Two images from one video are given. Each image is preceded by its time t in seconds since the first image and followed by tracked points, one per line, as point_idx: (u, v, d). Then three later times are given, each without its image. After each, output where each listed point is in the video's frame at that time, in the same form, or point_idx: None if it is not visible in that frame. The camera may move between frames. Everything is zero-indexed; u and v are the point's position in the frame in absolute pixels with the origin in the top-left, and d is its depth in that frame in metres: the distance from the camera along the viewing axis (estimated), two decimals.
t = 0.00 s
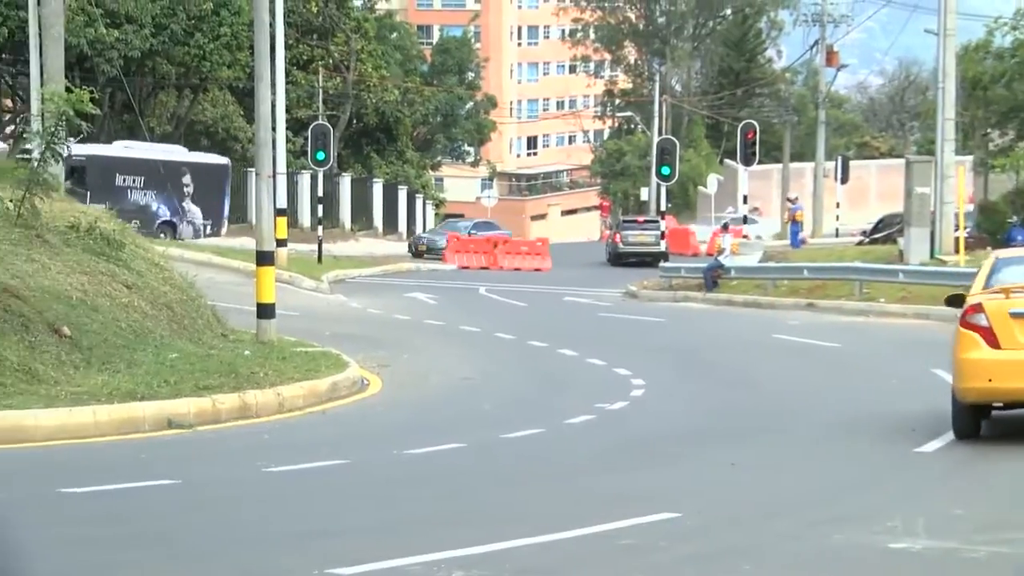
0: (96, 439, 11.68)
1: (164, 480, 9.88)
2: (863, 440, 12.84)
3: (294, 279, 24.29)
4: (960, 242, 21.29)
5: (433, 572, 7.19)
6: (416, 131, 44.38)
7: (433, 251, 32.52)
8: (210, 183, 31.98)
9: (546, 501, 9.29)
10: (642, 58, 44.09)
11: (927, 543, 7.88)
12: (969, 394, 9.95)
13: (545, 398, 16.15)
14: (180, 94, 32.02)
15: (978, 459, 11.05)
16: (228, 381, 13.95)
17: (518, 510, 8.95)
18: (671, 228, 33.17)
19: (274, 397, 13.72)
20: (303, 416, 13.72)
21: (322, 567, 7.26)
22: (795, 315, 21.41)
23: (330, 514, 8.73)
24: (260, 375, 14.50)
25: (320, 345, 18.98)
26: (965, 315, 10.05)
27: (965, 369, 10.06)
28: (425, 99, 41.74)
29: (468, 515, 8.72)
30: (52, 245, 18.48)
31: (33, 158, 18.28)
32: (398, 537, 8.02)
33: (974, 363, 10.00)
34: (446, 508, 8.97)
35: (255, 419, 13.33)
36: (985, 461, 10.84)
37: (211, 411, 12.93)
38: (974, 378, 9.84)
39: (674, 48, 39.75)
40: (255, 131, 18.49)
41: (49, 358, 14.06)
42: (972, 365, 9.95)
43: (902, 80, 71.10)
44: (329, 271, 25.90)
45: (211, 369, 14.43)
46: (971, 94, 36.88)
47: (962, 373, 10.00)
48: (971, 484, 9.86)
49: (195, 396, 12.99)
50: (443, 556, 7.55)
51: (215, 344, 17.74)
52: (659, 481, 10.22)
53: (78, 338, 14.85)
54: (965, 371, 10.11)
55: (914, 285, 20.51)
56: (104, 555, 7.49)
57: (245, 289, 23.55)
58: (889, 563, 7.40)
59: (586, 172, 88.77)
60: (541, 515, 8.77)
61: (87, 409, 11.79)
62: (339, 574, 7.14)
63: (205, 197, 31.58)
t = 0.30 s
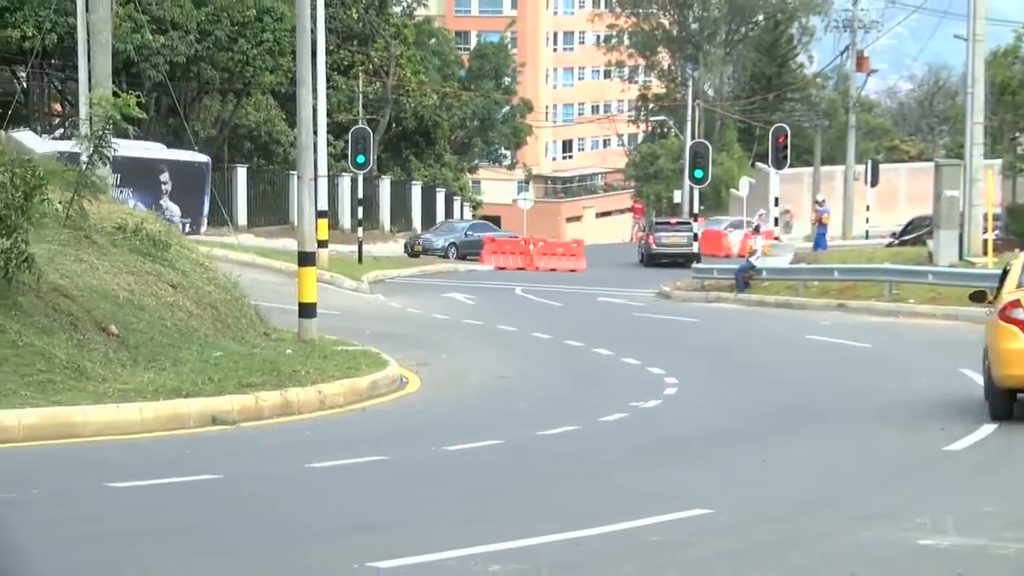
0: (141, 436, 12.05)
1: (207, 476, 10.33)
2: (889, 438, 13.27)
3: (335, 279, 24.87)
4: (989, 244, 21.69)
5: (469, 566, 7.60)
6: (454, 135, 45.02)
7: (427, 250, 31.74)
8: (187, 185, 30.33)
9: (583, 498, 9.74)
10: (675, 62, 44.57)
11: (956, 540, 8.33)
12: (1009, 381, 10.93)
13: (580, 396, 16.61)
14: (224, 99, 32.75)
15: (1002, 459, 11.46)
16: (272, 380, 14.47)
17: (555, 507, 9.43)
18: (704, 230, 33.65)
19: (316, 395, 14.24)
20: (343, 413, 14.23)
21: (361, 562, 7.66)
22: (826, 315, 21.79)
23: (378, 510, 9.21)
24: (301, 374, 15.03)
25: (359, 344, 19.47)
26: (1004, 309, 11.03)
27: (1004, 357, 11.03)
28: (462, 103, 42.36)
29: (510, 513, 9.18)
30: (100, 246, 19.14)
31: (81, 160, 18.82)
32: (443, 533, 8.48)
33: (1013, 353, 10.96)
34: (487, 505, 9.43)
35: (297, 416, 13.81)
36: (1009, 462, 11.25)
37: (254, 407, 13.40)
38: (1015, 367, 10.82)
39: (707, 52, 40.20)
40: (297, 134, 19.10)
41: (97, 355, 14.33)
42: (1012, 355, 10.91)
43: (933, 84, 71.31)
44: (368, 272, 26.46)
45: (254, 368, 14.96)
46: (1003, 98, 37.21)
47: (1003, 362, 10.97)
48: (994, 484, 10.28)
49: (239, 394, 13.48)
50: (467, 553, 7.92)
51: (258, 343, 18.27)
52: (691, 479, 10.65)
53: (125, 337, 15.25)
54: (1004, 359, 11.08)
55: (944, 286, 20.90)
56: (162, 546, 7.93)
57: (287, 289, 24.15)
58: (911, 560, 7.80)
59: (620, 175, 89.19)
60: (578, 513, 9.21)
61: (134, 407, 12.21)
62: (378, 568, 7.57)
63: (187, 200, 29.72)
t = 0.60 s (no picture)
0: (192, 429, 12.58)
1: (259, 470, 10.86)
2: (912, 435, 13.91)
3: (380, 279, 25.82)
4: (1015, 248, 22.33)
5: (509, 558, 7.97)
6: (494, 141, 46.02)
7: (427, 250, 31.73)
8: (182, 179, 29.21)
9: (619, 495, 10.32)
10: (710, 70, 45.41)
11: (982, 534, 8.94)
12: None
13: (620, 395, 17.30)
14: (273, 106, 33.88)
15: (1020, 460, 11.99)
16: (319, 377, 15.21)
17: (600, 501, 10.05)
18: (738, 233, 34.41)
19: (361, 391, 15.00)
20: (387, 409, 14.96)
21: (402, 553, 8.00)
22: (855, 315, 22.53)
23: (427, 503, 9.78)
24: (347, 372, 15.85)
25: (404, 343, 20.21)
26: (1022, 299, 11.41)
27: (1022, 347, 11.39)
28: (502, 110, 43.40)
29: (550, 508, 9.74)
30: (155, 248, 20.09)
31: (137, 166, 19.74)
32: (488, 524, 9.03)
33: None
34: (529, 501, 9.99)
35: (342, 412, 14.50)
36: None
37: (303, 402, 14.07)
38: None
39: (740, 61, 41.05)
40: (343, 141, 20.02)
41: (152, 353, 15.02)
42: None
43: (965, 93, 72.01)
44: (412, 274, 27.33)
45: (302, 366, 15.80)
46: None
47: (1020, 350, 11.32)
48: (1010, 484, 10.81)
49: (287, 391, 14.12)
50: (508, 545, 8.36)
51: (306, 341, 19.14)
52: (723, 477, 11.21)
53: (178, 335, 15.99)
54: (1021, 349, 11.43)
55: (970, 288, 21.52)
56: (237, 527, 8.57)
57: (334, 289, 25.07)
58: (936, 556, 8.21)
59: (654, 180, 90.15)
60: (616, 509, 9.75)
61: (188, 403, 12.76)
62: (420, 559, 7.90)
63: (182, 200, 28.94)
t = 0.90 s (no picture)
0: (240, 424, 12.53)
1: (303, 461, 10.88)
2: (930, 435, 14.36)
3: (418, 279, 26.81)
4: None
5: (547, 550, 7.94)
6: (528, 146, 47.11)
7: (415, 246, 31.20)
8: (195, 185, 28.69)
9: (644, 486, 10.71)
10: (738, 78, 46.33)
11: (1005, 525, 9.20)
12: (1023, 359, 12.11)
13: (650, 394, 18.09)
14: (317, 112, 35.08)
15: None
16: (361, 375, 16.06)
17: (635, 491, 10.37)
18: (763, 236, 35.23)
19: (400, 388, 15.87)
20: (426, 405, 15.81)
21: (439, 544, 7.99)
22: (877, 316, 23.32)
23: (460, 490, 10.14)
24: (387, 370, 16.77)
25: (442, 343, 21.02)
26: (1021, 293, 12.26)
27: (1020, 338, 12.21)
28: (535, 117, 44.54)
29: (578, 495, 10.11)
30: (204, 249, 21.06)
31: (186, 170, 20.69)
32: (517, 510, 9.39)
33: None
34: (558, 490, 10.34)
35: (382, 408, 15.30)
36: None
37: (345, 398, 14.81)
38: None
39: (767, 69, 42.05)
40: (384, 147, 20.98)
41: (200, 350, 15.81)
42: None
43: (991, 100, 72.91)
44: (450, 274, 28.24)
45: (344, 364, 16.73)
46: None
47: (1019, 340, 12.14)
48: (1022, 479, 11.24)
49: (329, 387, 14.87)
50: (542, 535, 8.36)
51: (348, 339, 20.07)
52: (744, 473, 11.59)
53: (225, 333, 16.87)
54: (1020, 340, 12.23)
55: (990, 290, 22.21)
56: (281, 513, 8.76)
57: (374, 289, 26.05)
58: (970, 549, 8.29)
59: (682, 184, 91.51)
60: (642, 498, 10.09)
61: (232, 399, 12.70)
62: (458, 550, 7.88)
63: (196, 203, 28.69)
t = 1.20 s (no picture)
0: (273, 418, 12.93)
1: (333, 455, 11.20)
2: (941, 434, 14.60)
3: (445, 279, 27.76)
4: None
5: (569, 539, 8.07)
6: (552, 150, 48.10)
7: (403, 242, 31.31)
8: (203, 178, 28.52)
9: (663, 478, 10.85)
10: (756, 85, 47.23)
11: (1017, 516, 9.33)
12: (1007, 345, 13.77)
13: (668, 388, 19.01)
14: (348, 119, 36.23)
15: None
16: (390, 371, 16.94)
17: (653, 484, 10.55)
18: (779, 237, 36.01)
19: (428, 383, 16.77)
20: (453, 400, 16.75)
21: (465, 534, 8.13)
22: (890, 314, 24.09)
23: (481, 481, 10.34)
24: (415, 365, 17.71)
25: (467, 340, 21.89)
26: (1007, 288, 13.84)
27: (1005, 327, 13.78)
28: (559, 122, 45.60)
29: (599, 487, 10.24)
30: (240, 250, 22.02)
31: (222, 174, 21.62)
32: (540, 500, 9.48)
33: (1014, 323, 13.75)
34: (578, 481, 10.53)
35: (411, 402, 16.19)
36: None
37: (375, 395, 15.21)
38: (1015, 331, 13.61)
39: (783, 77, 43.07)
40: (413, 151, 21.83)
41: (236, 347, 16.71)
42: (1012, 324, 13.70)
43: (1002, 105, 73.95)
44: (476, 274, 29.16)
45: (374, 360, 17.65)
46: None
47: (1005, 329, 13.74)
48: None
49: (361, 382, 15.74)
50: (562, 528, 8.44)
51: (378, 336, 20.99)
52: (761, 467, 11.74)
53: (260, 330, 17.79)
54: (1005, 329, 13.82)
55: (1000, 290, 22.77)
56: (312, 500, 9.10)
57: (402, 288, 27.01)
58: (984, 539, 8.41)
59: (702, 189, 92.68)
60: (662, 490, 10.23)
61: (268, 393, 13.13)
62: (482, 540, 8.02)
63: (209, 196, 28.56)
